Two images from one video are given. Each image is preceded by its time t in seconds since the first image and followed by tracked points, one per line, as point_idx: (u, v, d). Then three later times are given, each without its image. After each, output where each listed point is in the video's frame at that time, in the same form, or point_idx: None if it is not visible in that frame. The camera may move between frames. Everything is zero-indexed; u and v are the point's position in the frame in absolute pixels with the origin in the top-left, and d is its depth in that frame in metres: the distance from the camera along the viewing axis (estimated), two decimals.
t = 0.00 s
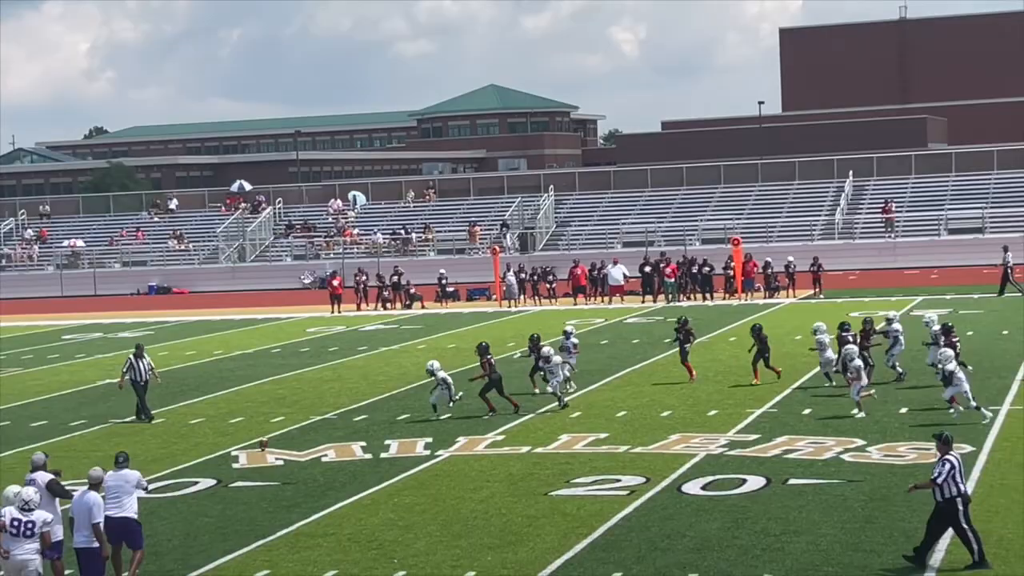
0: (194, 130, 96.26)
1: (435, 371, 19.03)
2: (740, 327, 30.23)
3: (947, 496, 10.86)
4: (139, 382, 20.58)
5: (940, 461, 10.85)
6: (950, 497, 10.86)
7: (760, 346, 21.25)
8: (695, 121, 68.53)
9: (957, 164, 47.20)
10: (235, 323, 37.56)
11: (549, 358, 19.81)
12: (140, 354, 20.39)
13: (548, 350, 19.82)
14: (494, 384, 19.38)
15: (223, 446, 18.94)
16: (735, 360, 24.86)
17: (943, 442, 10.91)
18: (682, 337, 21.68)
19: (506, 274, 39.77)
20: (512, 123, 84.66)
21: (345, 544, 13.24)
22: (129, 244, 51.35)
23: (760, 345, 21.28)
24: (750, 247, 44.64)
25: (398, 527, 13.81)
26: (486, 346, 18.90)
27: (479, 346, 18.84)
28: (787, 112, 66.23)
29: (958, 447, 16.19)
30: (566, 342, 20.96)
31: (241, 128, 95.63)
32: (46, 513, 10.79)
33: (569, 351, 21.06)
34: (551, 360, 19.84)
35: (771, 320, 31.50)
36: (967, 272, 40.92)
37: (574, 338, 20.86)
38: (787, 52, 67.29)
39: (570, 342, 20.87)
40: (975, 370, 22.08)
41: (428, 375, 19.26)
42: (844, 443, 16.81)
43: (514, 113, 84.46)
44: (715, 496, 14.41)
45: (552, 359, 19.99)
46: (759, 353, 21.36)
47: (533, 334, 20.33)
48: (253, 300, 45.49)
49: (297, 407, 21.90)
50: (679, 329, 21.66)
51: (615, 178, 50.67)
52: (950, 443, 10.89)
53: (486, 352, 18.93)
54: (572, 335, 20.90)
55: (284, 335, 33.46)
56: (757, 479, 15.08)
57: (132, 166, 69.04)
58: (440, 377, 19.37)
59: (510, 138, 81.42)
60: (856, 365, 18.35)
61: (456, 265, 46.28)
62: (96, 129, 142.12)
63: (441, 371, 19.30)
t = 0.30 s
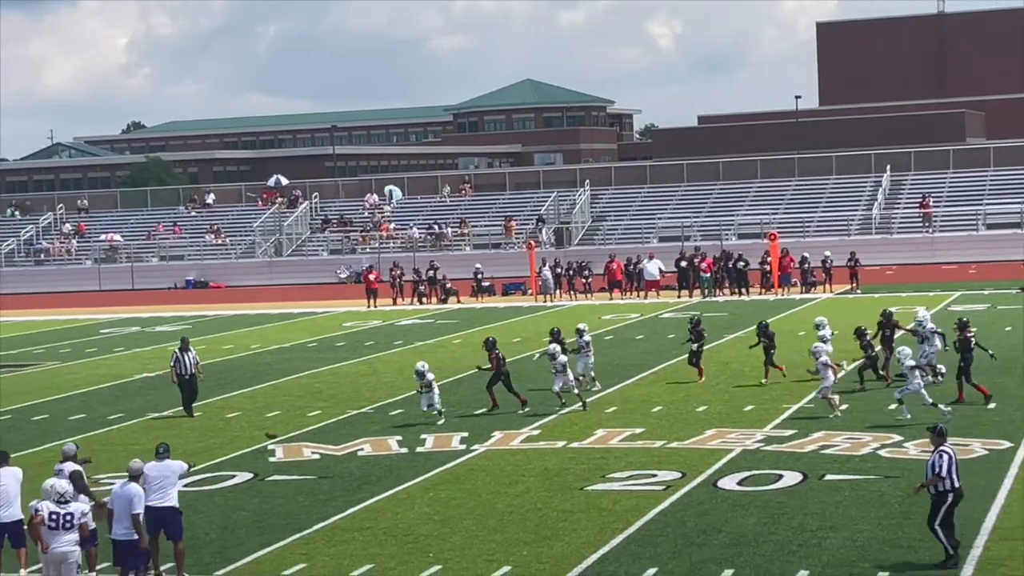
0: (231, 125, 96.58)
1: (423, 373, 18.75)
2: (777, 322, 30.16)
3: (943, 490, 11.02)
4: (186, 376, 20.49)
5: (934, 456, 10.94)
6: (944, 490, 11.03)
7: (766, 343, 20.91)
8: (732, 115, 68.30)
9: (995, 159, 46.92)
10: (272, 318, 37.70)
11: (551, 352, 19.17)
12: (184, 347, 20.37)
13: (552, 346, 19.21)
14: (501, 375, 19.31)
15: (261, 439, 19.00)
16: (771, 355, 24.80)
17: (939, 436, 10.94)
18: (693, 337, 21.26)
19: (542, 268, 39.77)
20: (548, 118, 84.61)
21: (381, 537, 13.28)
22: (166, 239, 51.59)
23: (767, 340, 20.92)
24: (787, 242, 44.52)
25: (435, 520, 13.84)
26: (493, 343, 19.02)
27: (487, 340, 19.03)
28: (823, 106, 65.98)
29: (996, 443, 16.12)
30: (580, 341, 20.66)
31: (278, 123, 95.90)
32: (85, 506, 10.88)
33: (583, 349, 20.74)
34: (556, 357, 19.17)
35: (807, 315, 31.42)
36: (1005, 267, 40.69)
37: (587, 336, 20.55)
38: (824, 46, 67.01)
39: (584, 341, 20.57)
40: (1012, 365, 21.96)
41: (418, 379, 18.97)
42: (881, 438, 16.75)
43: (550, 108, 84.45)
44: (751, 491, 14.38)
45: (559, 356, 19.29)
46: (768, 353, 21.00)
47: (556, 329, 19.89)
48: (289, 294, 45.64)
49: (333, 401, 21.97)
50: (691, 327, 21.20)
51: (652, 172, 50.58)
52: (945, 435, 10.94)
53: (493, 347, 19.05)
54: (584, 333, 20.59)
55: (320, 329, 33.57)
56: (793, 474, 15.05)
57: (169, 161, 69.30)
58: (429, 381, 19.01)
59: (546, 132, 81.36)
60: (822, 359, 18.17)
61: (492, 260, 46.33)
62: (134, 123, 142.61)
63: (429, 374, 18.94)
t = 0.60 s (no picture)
0: (275, 119, 96.91)
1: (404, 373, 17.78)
2: (820, 316, 30.03)
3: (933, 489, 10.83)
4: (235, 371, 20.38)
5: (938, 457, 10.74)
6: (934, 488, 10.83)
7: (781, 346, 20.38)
8: (775, 108, 68.01)
9: None
10: (314, 311, 37.80)
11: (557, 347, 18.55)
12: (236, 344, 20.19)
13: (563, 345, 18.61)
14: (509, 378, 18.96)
15: (304, 432, 19.07)
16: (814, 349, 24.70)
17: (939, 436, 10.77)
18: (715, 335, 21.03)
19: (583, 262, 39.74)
20: (590, 111, 84.42)
21: (423, 530, 13.29)
22: (210, 232, 51.80)
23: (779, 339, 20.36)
24: (830, 236, 44.32)
25: (476, 514, 13.84)
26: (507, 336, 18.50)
27: (503, 335, 18.51)
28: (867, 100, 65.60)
29: None
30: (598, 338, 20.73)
31: (321, 117, 96.13)
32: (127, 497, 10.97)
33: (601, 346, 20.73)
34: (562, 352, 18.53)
35: (851, 309, 31.27)
36: None
37: (604, 333, 20.56)
38: (869, 38, 66.64)
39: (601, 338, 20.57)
40: None
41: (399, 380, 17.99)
42: (925, 433, 16.66)
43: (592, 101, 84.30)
44: (794, 486, 14.32)
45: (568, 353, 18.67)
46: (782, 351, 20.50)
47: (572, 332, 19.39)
48: (331, 287, 45.75)
49: (376, 394, 22.02)
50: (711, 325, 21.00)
51: (694, 166, 50.44)
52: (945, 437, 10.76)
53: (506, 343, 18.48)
54: (601, 331, 20.63)
55: (362, 322, 33.65)
56: (837, 469, 14.98)
57: (212, 154, 69.57)
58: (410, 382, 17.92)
59: (588, 125, 81.21)
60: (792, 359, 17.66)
61: (534, 253, 46.33)
62: (179, 117, 143.18)
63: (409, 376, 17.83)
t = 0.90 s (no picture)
0: (323, 112, 97.22)
1: (380, 380, 17.27)
2: (868, 310, 29.87)
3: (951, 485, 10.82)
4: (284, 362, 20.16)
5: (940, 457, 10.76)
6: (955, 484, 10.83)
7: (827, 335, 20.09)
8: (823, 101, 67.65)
9: None
10: (362, 303, 37.94)
11: (557, 345, 17.98)
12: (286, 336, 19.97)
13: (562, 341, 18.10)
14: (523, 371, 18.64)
15: (351, 423, 19.15)
16: (862, 343, 24.58)
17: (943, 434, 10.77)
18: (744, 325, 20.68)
19: (630, 255, 39.68)
20: (636, 104, 84.25)
21: (469, 522, 13.32)
22: (257, 225, 52.03)
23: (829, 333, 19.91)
24: (878, 229, 44.09)
25: (523, 506, 13.86)
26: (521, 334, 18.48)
27: (516, 334, 18.50)
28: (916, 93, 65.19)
29: None
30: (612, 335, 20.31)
31: (367, 110, 96.36)
32: (178, 486, 11.05)
33: (616, 343, 20.37)
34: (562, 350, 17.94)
35: (899, 303, 31.10)
36: None
37: (618, 332, 20.13)
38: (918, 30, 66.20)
39: (614, 336, 20.19)
40: None
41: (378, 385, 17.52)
42: (972, 428, 16.57)
43: (639, 94, 84.06)
44: (840, 480, 14.28)
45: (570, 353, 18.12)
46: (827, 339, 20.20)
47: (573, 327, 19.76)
48: (377, 280, 45.88)
49: (422, 386, 22.07)
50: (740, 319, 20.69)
51: (741, 159, 50.27)
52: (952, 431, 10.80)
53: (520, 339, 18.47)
54: (616, 328, 20.20)
55: (408, 315, 33.74)
56: (884, 463, 14.92)
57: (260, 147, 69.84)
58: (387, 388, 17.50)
59: (634, 118, 81.06)
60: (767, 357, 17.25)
61: (581, 246, 46.31)
62: (226, 109, 143.61)
63: (385, 381, 17.45)
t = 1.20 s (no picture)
0: (374, 104, 97.42)
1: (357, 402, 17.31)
2: (919, 304, 29.66)
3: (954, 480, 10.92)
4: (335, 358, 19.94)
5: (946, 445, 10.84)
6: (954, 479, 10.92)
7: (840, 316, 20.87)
8: (877, 94, 67.15)
9: None
10: (412, 296, 38.00)
11: (561, 344, 17.91)
12: (336, 329, 19.82)
13: (564, 340, 18.09)
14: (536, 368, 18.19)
15: (401, 416, 19.19)
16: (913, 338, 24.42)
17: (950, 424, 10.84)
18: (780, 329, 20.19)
19: (680, 248, 39.58)
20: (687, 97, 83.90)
21: (518, 515, 13.32)
22: (308, 218, 52.20)
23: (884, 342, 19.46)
24: (930, 223, 43.77)
25: (570, 499, 13.85)
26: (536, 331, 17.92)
27: (532, 331, 17.89)
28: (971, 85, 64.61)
29: None
30: (627, 331, 20.16)
31: (418, 103, 96.47)
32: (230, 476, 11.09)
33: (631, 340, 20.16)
34: (565, 348, 17.89)
35: (952, 297, 30.87)
36: None
37: (633, 326, 20.02)
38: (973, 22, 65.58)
39: (631, 332, 20.06)
40: None
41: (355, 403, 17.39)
42: None
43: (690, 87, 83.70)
44: (891, 475, 14.20)
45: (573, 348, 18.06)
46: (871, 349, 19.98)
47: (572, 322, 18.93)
48: (427, 272, 45.95)
49: (472, 379, 22.08)
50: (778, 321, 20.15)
51: (792, 153, 50.03)
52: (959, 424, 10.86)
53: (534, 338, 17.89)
54: (630, 325, 20.06)
55: (458, 307, 33.77)
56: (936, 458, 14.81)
57: (311, 140, 70.01)
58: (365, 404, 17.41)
59: (685, 111, 80.75)
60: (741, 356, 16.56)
61: (630, 239, 46.22)
62: (277, 102, 144.32)
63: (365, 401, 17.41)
